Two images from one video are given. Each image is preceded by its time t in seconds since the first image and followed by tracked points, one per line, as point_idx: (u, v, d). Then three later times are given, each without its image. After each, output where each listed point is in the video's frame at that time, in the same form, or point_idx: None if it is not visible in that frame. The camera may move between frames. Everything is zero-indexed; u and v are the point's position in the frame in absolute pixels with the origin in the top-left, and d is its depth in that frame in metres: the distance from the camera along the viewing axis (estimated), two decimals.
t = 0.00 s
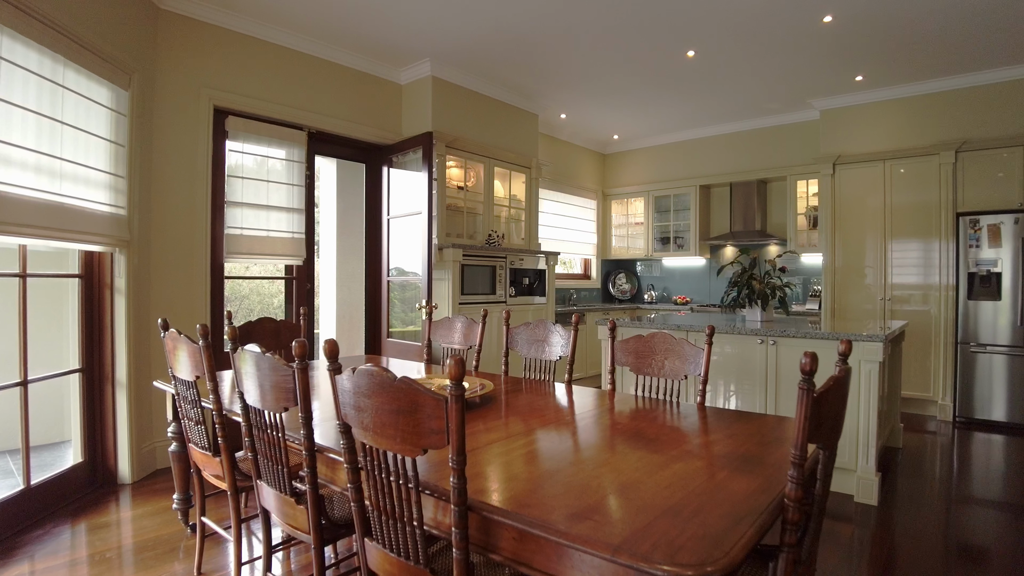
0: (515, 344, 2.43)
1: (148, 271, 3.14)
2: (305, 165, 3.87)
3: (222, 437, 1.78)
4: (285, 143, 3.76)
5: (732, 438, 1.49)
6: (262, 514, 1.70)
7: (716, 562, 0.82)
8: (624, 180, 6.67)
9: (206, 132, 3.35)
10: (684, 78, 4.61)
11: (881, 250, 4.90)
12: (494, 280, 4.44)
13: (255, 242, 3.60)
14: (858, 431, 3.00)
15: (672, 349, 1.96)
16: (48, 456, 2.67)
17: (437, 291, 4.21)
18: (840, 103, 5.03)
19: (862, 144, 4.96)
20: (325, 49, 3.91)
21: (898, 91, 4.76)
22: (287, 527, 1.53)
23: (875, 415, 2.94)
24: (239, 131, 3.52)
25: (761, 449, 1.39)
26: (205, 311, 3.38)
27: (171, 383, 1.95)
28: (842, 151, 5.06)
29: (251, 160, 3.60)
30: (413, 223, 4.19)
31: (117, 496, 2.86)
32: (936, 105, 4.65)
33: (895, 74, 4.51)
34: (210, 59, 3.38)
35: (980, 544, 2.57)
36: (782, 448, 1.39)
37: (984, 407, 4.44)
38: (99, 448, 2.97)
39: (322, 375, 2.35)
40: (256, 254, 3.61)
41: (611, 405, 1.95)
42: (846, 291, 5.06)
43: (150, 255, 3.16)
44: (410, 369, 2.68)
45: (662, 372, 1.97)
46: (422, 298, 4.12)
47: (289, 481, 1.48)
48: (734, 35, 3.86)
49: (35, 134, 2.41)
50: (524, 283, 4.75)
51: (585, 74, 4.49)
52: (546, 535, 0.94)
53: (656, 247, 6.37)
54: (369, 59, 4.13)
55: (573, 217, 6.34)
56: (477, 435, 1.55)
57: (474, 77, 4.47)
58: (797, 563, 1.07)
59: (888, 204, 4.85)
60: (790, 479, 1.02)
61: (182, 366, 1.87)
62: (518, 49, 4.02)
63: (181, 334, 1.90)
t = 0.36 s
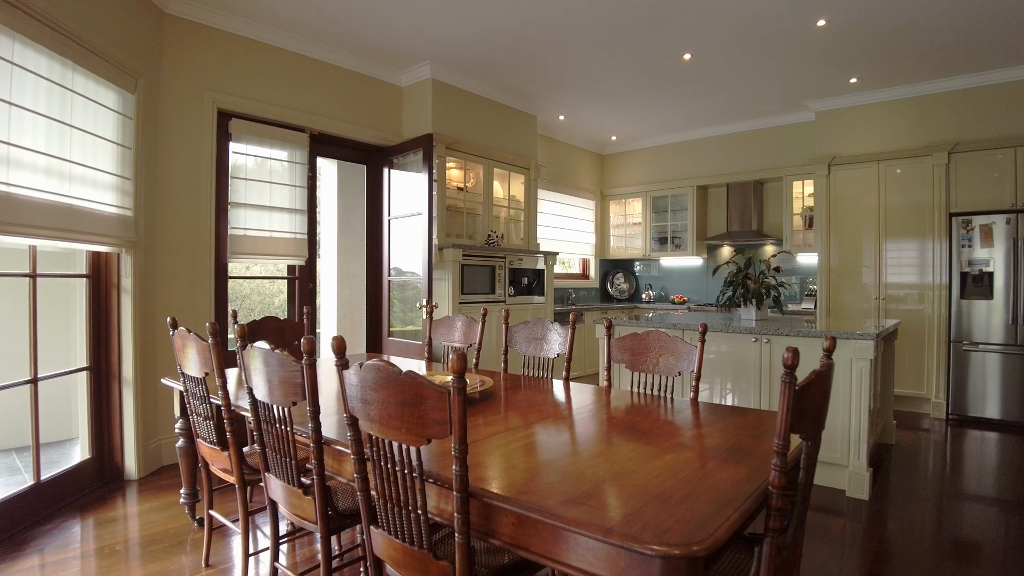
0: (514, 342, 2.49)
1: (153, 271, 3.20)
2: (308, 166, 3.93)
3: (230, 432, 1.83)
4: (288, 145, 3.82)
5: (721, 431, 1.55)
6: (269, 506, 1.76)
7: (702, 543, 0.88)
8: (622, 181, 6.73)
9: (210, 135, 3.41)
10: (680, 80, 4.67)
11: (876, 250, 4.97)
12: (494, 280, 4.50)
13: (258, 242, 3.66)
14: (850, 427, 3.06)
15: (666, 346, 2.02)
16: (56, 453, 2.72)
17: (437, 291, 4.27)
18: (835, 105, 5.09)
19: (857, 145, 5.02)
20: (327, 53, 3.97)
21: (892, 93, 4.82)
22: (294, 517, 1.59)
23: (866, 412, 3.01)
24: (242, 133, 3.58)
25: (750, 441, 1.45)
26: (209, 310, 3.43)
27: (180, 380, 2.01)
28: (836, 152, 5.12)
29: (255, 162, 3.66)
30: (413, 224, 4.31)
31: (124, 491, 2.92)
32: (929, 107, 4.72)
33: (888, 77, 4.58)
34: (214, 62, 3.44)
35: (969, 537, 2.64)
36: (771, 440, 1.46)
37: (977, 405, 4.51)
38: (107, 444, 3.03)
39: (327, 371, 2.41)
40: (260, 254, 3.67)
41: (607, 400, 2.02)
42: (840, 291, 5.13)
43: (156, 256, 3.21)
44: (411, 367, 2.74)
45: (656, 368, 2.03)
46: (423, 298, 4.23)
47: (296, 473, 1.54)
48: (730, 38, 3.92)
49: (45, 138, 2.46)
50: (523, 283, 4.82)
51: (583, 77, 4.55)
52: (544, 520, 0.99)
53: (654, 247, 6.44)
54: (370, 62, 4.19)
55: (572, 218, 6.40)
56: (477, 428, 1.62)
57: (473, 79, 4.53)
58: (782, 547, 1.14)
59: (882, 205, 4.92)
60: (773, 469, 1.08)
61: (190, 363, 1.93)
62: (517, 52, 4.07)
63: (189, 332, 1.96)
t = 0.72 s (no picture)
0: (513, 340, 2.54)
1: (159, 271, 3.25)
2: (310, 167, 3.99)
3: (237, 428, 1.89)
4: (290, 146, 3.88)
5: (712, 425, 1.61)
6: (276, 499, 1.81)
7: (689, 525, 0.94)
8: (620, 181, 6.79)
9: (214, 136, 3.46)
10: (678, 82, 4.73)
11: (871, 250, 5.03)
12: (494, 279, 4.55)
13: (261, 242, 3.72)
14: (843, 424, 3.12)
15: (661, 343, 2.07)
16: (64, 449, 2.77)
17: (438, 290, 4.33)
18: (830, 106, 5.16)
19: (852, 147, 5.08)
20: (329, 55, 4.02)
21: (886, 95, 4.89)
22: (300, 508, 1.64)
23: (857, 409, 3.07)
24: (246, 135, 3.63)
25: (740, 433, 1.51)
26: (213, 309, 3.49)
27: (188, 376, 2.06)
28: (832, 153, 5.19)
29: (258, 163, 3.72)
30: (415, 224, 4.37)
31: (131, 486, 2.98)
32: (923, 108, 4.78)
33: (883, 79, 4.64)
34: (219, 65, 3.50)
35: (958, 531, 2.70)
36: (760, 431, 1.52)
37: (972, 403, 4.56)
38: (113, 441, 3.09)
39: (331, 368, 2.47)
40: (263, 254, 3.73)
41: (603, 396, 2.08)
42: (836, 290, 5.21)
43: (160, 255, 3.26)
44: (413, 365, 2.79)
45: (651, 365, 2.09)
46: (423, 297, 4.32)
47: (303, 465, 1.59)
48: (726, 41, 3.98)
49: (54, 140, 2.52)
50: (522, 282, 4.87)
51: (582, 79, 4.62)
52: (542, 505, 1.05)
53: (652, 247, 6.50)
54: (371, 65, 4.25)
55: (570, 218, 6.46)
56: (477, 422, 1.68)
57: (473, 81, 4.59)
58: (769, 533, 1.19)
59: (877, 205, 4.99)
60: (759, 458, 1.14)
61: (198, 360, 1.98)
62: (516, 54, 4.13)
63: (197, 331, 2.01)
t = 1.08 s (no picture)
0: (514, 338, 2.60)
1: (165, 270, 3.31)
2: (313, 168, 4.04)
3: (246, 423, 1.94)
4: (294, 147, 3.93)
5: (706, 419, 1.67)
6: (283, 491, 1.86)
7: (681, 509, 0.99)
8: (619, 182, 6.85)
9: (218, 138, 3.51)
10: (676, 84, 4.79)
11: (867, 249, 5.10)
12: (494, 279, 4.61)
13: (265, 242, 3.77)
14: (837, 420, 3.18)
15: (657, 340, 2.13)
16: (73, 445, 2.83)
17: (439, 289, 4.39)
18: (826, 107, 5.21)
19: (848, 148, 5.14)
20: (331, 58, 4.08)
21: (882, 96, 4.95)
22: (307, 499, 1.70)
23: (851, 406, 3.13)
24: (250, 137, 3.69)
25: (733, 426, 1.57)
26: (218, 308, 3.54)
27: (197, 373, 2.12)
28: (828, 154, 5.25)
29: (262, 164, 3.77)
30: (416, 224, 4.43)
31: (137, 482, 3.03)
32: (918, 110, 4.84)
33: (879, 81, 4.70)
34: (224, 67, 3.55)
35: (948, 524, 2.76)
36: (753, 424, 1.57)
37: (966, 400, 4.62)
38: (120, 437, 3.14)
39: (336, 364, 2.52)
40: (267, 253, 3.78)
41: (600, 392, 2.14)
42: (832, 289, 5.28)
43: (166, 255, 3.31)
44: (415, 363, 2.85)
45: (648, 361, 2.14)
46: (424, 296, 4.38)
47: (311, 457, 1.65)
48: (723, 44, 4.04)
49: (65, 142, 2.58)
50: (522, 282, 4.92)
51: (581, 81, 4.67)
52: (541, 492, 1.10)
53: (650, 247, 6.56)
54: (373, 67, 4.30)
55: (570, 218, 6.52)
56: (479, 416, 1.73)
57: (473, 83, 4.64)
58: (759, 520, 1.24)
59: (872, 205, 5.06)
60: (748, 448, 1.19)
61: (207, 357, 2.04)
62: (516, 57, 4.19)
63: (206, 328, 2.06)
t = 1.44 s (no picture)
0: (515, 336, 2.66)
1: (172, 269, 3.37)
2: (316, 169, 4.10)
3: (255, 416, 2.00)
4: (298, 149, 3.99)
5: (701, 411, 1.73)
6: (292, 482, 1.93)
7: (676, 492, 1.05)
8: (618, 182, 6.91)
9: (224, 139, 3.57)
10: (674, 86, 4.86)
11: (863, 249, 5.16)
12: (494, 278, 4.67)
13: (270, 242, 3.83)
14: (831, 416, 3.25)
15: (655, 337, 2.19)
16: (83, 441, 2.88)
17: (440, 288, 4.45)
18: (823, 109, 5.28)
19: (844, 149, 5.21)
20: (334, 60, 4.14)
21: (877, 98, 5.01)
22: (316, 489, 1.76)
23: (845, 402, 3.19)
24: (255, 138, 3.75)
25: (726, 417, 1.63)
26: (223, 306, 3.60)
27: (207, 368, 2.18)
28: (824, 155, 5.32)
29: (267, 164, 3.84)
30: (417, 224, 4.49)
31: (145, 477, 3.09)
32: (913, 111, 4.91)
33: (874, 83, 4.77)
34: (229, 70, 3.61)
35: (941, 518, 2.82)
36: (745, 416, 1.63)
37: (961, 398, 4.68)
38: (129, 433, 3.20)
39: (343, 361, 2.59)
40: (272, 253, 3.84)
41: (599, 387, 2.20)
42: (828, 288, 5.35)
43: (173, 254, 3.37)
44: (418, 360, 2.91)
45: (646, 357, 2.20)
46: (425, 295, 4.44)
47: (320, 449, 1.71)
48: (720, 47, 4.11)
49: (77, 144, 2.64)
50: (522, 281, 4.98)
51: (580, 83, 4.74)
52: (543, 477, 1.17)
53: (649, 246, 6.62)
54: (375, 69, 4.36)
55: (569, 218, 6.58)
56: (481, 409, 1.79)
57: (474, 85, 4.70)
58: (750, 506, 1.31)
59: (868, 205, 5.13)
60: (740, 437, 1.26)
61: (217, 353, 2.10)
62: (517, 59, 4.25)
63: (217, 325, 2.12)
